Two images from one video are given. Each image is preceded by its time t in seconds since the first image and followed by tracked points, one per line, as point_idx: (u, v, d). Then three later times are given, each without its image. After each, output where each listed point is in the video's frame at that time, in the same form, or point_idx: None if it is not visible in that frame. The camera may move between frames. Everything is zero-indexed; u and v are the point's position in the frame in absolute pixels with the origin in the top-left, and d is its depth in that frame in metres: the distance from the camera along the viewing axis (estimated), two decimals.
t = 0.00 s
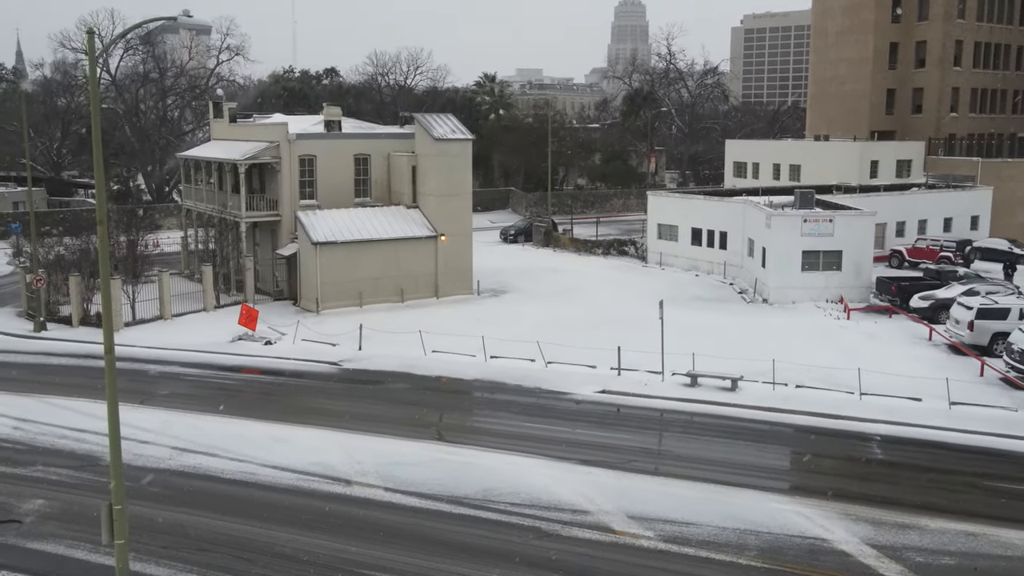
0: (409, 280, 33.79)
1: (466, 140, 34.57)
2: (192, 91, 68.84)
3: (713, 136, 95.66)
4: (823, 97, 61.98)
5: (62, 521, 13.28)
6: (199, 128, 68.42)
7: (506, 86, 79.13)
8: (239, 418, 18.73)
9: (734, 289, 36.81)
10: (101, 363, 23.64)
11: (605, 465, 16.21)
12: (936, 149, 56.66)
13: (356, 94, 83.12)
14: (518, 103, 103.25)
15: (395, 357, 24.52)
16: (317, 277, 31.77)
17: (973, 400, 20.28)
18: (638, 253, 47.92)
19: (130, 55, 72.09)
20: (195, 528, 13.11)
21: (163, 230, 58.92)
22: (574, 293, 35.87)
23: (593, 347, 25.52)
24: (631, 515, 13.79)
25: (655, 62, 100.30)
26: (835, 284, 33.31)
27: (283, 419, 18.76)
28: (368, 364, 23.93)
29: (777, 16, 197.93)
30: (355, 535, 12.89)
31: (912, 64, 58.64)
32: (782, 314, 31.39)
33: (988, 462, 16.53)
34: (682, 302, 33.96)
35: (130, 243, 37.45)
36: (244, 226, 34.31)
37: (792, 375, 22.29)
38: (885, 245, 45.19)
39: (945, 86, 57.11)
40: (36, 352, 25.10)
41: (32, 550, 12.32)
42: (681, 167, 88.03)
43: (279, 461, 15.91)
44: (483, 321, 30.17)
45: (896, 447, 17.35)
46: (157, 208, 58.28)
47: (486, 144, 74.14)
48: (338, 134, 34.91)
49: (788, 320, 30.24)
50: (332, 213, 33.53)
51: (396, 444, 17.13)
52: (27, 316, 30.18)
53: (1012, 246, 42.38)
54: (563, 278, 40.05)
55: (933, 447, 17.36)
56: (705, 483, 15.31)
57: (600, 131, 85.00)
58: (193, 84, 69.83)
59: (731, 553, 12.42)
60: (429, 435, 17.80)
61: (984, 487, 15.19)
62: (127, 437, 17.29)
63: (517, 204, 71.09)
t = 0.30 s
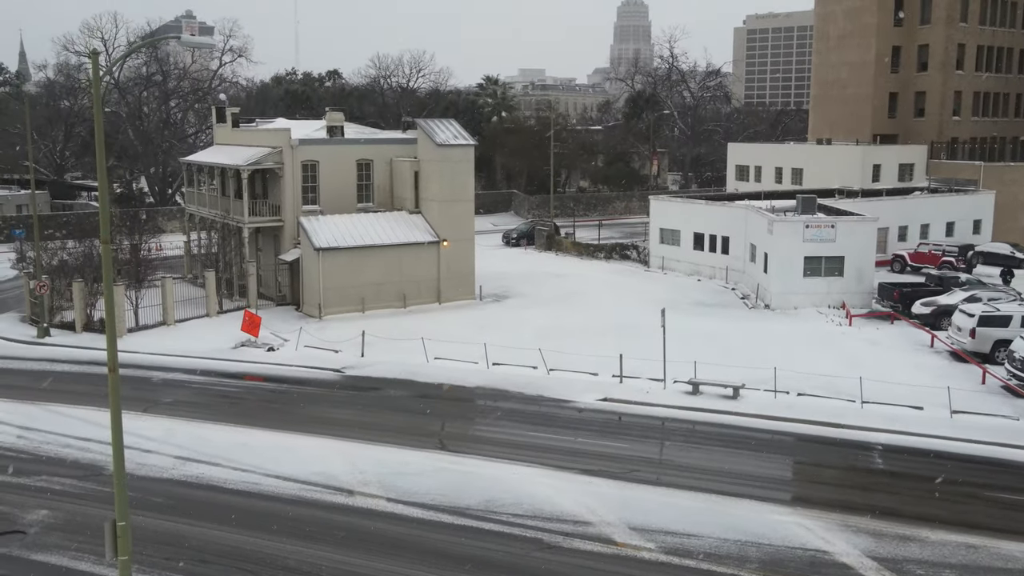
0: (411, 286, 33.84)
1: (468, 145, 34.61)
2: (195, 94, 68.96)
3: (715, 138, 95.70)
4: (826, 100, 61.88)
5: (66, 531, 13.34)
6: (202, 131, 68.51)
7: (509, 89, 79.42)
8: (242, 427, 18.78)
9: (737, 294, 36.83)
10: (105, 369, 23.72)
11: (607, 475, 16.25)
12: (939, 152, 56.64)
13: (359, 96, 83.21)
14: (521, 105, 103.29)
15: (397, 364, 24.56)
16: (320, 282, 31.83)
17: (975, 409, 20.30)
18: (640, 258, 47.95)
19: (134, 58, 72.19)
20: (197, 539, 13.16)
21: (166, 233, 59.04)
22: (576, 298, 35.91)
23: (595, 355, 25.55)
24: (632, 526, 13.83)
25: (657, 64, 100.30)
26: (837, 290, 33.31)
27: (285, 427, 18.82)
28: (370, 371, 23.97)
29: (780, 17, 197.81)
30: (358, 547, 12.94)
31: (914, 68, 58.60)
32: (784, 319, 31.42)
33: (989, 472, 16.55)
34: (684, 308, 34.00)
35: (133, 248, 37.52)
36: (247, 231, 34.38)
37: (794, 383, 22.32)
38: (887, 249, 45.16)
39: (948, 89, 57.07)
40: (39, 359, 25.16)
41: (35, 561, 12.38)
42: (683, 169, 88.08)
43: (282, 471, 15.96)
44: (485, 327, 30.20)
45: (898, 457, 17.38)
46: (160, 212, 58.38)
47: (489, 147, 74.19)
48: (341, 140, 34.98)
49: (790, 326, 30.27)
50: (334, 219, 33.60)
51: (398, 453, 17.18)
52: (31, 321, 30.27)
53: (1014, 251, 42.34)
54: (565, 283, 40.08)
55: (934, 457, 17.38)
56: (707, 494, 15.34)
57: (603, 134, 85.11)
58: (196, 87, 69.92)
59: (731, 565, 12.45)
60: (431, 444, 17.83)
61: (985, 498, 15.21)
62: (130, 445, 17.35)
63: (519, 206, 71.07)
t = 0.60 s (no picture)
0: (418, 291, 33.90)
1: (475, 150, 34.63)
2: (202, 96, 69.13)
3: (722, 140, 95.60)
4: (833, 103, 61.72)
5: (74, 542, 13.41)
6: (209, 134, 68.70)
7: (515, 91, 79.42)
8: (249, 434, 18.85)
9: (743, 299, 36.82)
10: (112, 376, 23.82)
11: (614, 485, 16.27)
12: (946, 156, 56.55)
13: (366, 98, 83.31)
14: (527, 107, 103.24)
15: (404, 371, 24.63)
16: (327, 288, 31.92)
17: (982, 418, 20.27)
18: (646, 262, 47.95)
19: (141, 60, 72.37)
20: (205, 550, 13.21)
21: (173, 236, 59.21)
22: (582, 303, 35.92)
23: (601, 361, 25.57)
24: (638, 537, 13.87)
25: (664, 65, 100.19)
26: (844, 296, 33.26)
27: (292, 436, 18.89)
28: (377, 377, 24.03)
29: (787, 17, 197.41)
30: (365, 558, 12.98)
31: (922, 71, 58.48)
32: (790, 325, 31.40)
33: (996, 483, 16.53)
34: (690, 313, 34.00)
35: (140, 252, 37.64)
36: (254, 237, 34.50)
37: (800, 391, 22.31)
38: (894, 254, 45.07)
39: (955, 92, 56.96)
40: (47, 365, 25.27)
41: (44, 572, 12.45)
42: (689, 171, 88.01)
43: (290, 481, 16.02)
44: (492, 332, 30.23)
45: (905, 467, 17.36)
46: (167, 214, 58.53)
47: (495, 149, 74.18)
48: (348, 145, 35.05)
49: (796, 332, 30.25)
50: (341, 225, 33.70)
51: (405, 462, 17.23)
52: (40, 326, 30.41)
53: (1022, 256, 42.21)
54: (572, 287, 40.11)
55: (941, 467, 17.36)
56: (714, 504, 15.35)
57: (609, 136, 85.08)
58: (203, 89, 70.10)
59: None
60: (438, 453, 17.89)
61: (992, 509, 15.19)
62: (138, 454, 17.41)
63: (526, 209, 71.05)
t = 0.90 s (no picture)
0: (428, 296, 33.95)
1: (485, 155, 34.66)
2: (213, 99, 69.41)
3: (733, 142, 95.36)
4: (844, 106, 61.42)
5: (87, 552, 13.50)
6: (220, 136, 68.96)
7: (526, 92, 79.39)
8: (260, 443, 18.93)
9: (753, 305, 36.74)
10: (124, 382, 23.93)
11: (623, 496, 16.28)
12: (958, 159, 56.32)
13: (376, 100, 83.45)
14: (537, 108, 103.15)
15: (414, 378, 24.67)
16: (337, 293, 32.01)
17: (993, 428, 20.21)
18: (656, 266, 47.87)
19: (152, 63, 72.70)
20: (216, 561, 13.28)
21: (184, 239, 59.39)
22: (591, 308, 35.89)
23: (610, 369, 25.55)
24: (648, 550, 13.89)
25: (674, 67, 99.93)
26: (854, 302, 33.15)
27: (304, 444, 18.94)
28: (388, 384, 24.09)
29: (798, 17, 196.77)
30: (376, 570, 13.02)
31: (933, 74, 58.26)
32: (801, 332, 31.32)
33: (1007, 495, 16.46)
34: (700, 319, 33.94)
35: (152, 256, 37.82)
36: (265, 242, 34.64)
37: (811, 400, 22.28)
38: (906, 258, 44.87)
39: (967, 96, 56.74)
40: (60, 371, 25.42)
41: None
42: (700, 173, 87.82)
43: (300, 490, 16.08)
44: (502, 337, 30.25)
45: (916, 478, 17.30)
46: (179, 217, 58.73)
47: (506, 151, 74.16)
48: (358, 150, 35.16)
49: (807, 338, 30.18)
50: (351, 230, 33.79)
51: (416, 471, 17.28)
52: (52, 331, 30.61)
53: None
54: (582, 292, 40.10)
55: (953, 479, 17.30)
56: (723, 516, 15.35)
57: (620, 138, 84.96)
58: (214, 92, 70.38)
59: None
60: (448, 462, 17.93)
61: (1004, 522, 15.14)
62: (150, 462, 17.51)
63: (536, 211, 71.00)
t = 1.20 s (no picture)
0: (441, 302, 34.03)
1: (499, 161, 34.69)
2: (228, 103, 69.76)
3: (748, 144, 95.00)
4: (859, 110, 61.17)
5: (102, 562, 13.62)
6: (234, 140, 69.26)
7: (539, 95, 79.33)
8: (273, 451, 19.03)
9: (767, 311, 36.62)
10: (139, 389, 24.09)
11: (636, 507, 16.29)
12: (974, 164, 56.11)
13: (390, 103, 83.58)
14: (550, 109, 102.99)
15: (427, 385, 24.73)
16: (351, 299, 32.11)
17: (1009, 439, 20.10)
18: (670, 271, 47.74)
19: (167, 66, 73.13)
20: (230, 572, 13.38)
21: (199, 242, 59.63)
22: (605, 314, 35.86)
23: (623, 377, 25.55)
24: (660, 563, 13.90)
25: (688, 68, 99.58)
26: (869, 308, 32.99)
27: (318, 453, 19.04)
28: (401, 392, 24.15)
29: (814, 17, 195.87)
30: None
31: (949, 77, 57.86)
32: (815, 339, 31.22)
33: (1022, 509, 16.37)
34: (714, 325, 33.89)
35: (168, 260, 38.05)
36: (279, 248, 34.80)
37: (825, 410, 22.22)
38: (921, 264, 44.59)
39: (983, 99, 56.36)
40: (76, 377, 25.61)
41: None
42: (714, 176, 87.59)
43: (314, 501, 16.17)
44: (514, 343, 30.27)
45: (930, 491, 17.24)
46: (194, 220, 58.99)
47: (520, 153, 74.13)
48: (372, 156, 35.26)
49: (821, 346, 30.08)
50: (365, 236, 33.90)
51: (429, 481, 17.35)
52: (69, 337, 30.87)
53: None
54: (595, 298, 40.07)
55: (967, 491, 17.22)
56: (736, 529, 15.33)
57: (634, 140, 84.79)
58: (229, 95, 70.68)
59: None
60: (461, 472, 17.99)
61: (1019, 538, 15.05)
62: (165, 471, 17.63)
63: (549, 214, 70.95)
